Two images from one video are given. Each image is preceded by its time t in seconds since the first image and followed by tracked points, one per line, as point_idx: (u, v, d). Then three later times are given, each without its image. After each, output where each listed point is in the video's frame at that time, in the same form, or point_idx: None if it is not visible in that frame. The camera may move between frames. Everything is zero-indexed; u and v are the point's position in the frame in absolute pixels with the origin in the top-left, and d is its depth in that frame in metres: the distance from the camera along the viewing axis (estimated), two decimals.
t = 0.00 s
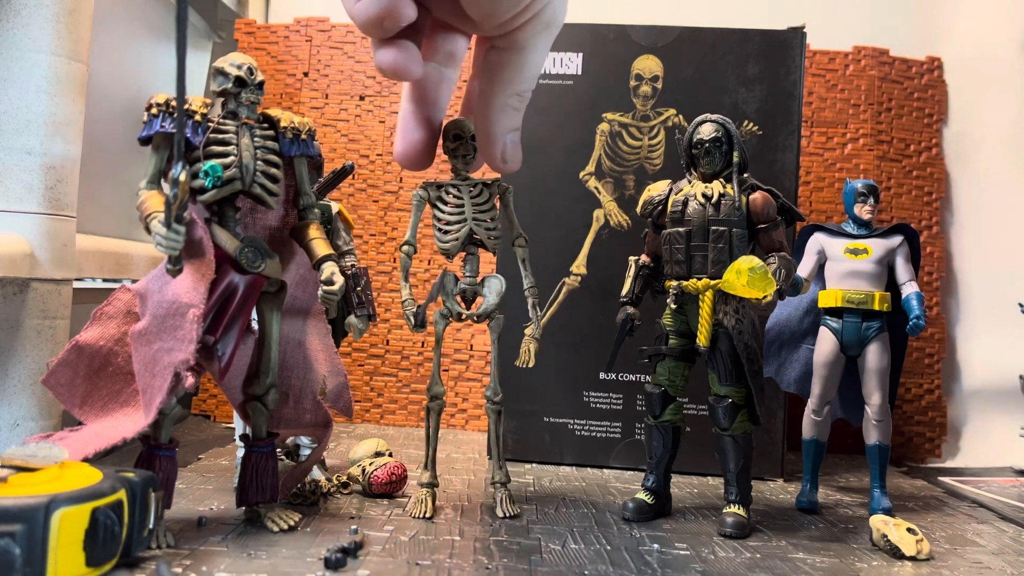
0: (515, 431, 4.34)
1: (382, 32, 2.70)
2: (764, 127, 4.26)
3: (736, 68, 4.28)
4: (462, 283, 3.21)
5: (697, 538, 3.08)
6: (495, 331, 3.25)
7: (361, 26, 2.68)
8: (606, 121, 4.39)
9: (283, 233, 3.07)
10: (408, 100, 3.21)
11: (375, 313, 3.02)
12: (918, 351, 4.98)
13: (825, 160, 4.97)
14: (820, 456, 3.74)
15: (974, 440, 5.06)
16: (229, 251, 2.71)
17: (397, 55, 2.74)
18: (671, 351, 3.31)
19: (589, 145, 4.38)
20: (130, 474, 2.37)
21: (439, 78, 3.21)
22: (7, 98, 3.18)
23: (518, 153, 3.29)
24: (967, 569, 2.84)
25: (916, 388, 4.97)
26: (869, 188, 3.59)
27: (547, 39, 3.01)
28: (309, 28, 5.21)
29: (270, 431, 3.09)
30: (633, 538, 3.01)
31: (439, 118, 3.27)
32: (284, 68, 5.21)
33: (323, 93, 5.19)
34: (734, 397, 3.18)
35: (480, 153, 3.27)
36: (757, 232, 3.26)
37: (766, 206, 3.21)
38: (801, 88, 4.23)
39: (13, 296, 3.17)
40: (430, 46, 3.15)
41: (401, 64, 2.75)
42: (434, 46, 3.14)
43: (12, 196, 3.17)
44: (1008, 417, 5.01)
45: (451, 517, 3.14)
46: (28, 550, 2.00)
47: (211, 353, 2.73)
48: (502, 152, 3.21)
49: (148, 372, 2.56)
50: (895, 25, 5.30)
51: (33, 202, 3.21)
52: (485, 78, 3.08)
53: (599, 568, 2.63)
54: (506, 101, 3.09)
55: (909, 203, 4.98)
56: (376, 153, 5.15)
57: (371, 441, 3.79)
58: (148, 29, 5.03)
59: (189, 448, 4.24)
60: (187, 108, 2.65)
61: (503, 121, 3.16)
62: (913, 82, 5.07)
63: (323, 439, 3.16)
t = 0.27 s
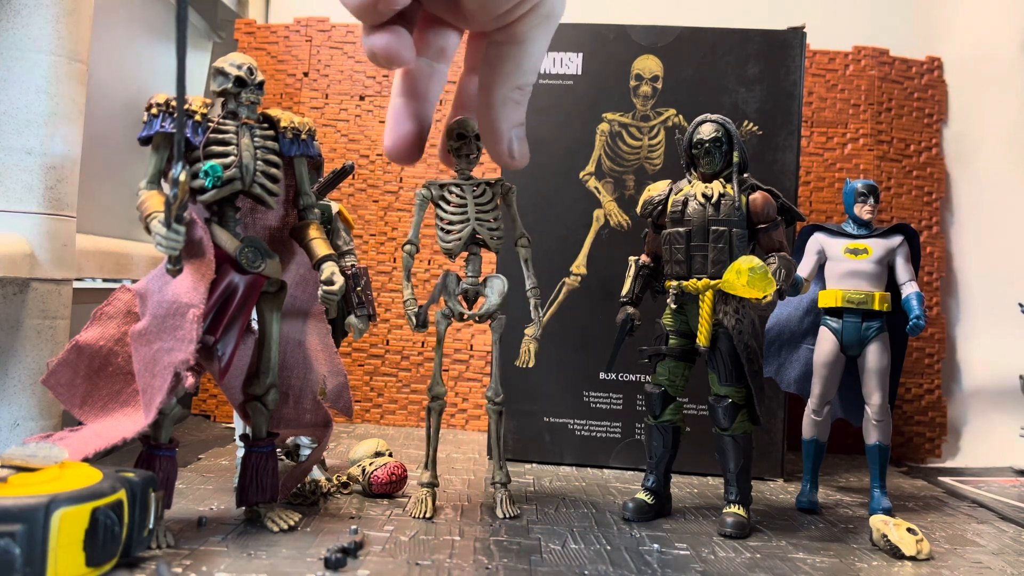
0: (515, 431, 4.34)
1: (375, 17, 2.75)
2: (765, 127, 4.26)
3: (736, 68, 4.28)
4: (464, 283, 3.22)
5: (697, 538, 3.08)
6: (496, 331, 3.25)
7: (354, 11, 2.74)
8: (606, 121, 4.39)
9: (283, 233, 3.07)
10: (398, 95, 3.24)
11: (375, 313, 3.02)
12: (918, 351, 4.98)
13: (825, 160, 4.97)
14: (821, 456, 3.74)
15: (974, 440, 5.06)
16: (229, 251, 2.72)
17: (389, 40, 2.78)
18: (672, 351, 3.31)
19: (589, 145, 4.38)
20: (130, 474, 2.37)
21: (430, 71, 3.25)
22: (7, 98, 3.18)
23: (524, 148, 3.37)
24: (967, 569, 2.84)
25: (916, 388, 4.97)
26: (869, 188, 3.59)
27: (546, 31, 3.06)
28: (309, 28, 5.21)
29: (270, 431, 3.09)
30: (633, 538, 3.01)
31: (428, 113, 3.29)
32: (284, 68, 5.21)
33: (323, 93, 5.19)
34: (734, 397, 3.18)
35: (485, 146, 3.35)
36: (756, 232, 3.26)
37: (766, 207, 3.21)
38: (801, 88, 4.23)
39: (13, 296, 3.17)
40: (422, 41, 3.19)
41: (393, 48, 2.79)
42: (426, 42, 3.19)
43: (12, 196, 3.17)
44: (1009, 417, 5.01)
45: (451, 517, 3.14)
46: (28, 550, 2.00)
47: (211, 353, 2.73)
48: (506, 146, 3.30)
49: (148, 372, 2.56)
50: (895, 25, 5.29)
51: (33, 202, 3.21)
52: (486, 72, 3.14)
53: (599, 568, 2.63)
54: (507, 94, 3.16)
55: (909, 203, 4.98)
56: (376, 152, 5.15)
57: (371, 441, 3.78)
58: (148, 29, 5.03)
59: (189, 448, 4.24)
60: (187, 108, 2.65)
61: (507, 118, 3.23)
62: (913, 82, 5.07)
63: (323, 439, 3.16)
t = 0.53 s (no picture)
0: (515, 431, 4.34)
1: None
2: (764, 127, 4.26)
3: (736, 68, 4.28)
4: (462, 283, 3.22)
5: (697, 537, 3.08)
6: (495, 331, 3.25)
7: None
8: (606, 121, 4.39)
9: (283, 233, 3.07)
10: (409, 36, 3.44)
11: (375, 313, 3.03)
12: (918, 351, 4.97)
13: (825, 160, 4.96)
14: (821, 456, 3.74)
15: (974, 440, 5.07)
16: (229, 251, 2.72)
17: None
18: (672, 351, 3.31)
19: (589, 145, 4.38)
20: (130, 474, 2.37)
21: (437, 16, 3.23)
22: (7, 99, 3.19)
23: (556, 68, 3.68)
24: (967, 569, 2.84)
25: (916, 388, 4.97)
26: (869, 188, 3.59)
27: None
28: (309, 28, 5.21)
29: (270, 431, 3.09)
30: (633, 538, 3.01)
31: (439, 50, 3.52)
32: (284, 68, 5.21)
33: (323, 93, 5.19)
34: (734, 397, 3.18)
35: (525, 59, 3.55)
36: (756, 232, 3.26)
37: (766, 207, 3.21)
38: (801, 88, 4.23)
39: (13, 296, 3.17)
40: None
41: None
42: None
43: (12, 196, 3.18)
44: (1009, 416, 5.01)
45: (451, 517, 3.14)
46: (28, 550, 2.00)
47: (211, 353, 2.73)
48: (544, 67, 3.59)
49: (148, 372, 2.56)
50: (895, 25, 5.29)
51: (33, 202, 3.21)
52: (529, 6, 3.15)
53: (599, 568, 2.63)
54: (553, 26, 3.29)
55: (909, 203, 4.98)
56: (376, 153, 5.15)
57: (371, 441, 3.78)
58: (148, 29, 5.04)
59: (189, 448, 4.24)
60: (187, 108, 2.65)
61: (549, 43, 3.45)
62: (913, 82, 5.07)
63: (323, 439, 3.16)
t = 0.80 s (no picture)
0: (515, 431, 4.34)
1: None
2: (765, 127, 4.26)
3: (736, 68, 4.28)
4: (465, 283, 3.22)
5: (697, 537, 3.08)
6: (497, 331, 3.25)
7: None
8: (606, 121, 4.39)
9: (283, 233, 3.07)
10: None
11: (375, 313, 3.03)
12: (918, 351, 4.97)
13: (825, 160, 4.96)
14: (820, 456, 3.74)
15: (974, 440, 5.07)
16: (229, 251, 2.72)
17: None
18: (672, 351, 3.30)
19: (589, 145, 4.38)
20: (130, 474, 2.37)
21: None
22: (7, 99, 3.19)
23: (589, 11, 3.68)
24: (967, 569, 2.84)
25: (916, 388, 4.97)
26: (869, 188, 3.59)
27: None
28: (309, 28, 5.20)
29: (270, 431, 3.09)
30: (633, 538, 3.01)
31: None
32: (284, 68, 5.21)
33: (323, 93, 5.19)
34: (734, 397, 3.18)
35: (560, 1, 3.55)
36: (756, 232, 3.26)
37: (765, 207, 3.21)
38: (801, 88, 4.23)
39: (13, 296, 3.17)
40: None
41: None
42: None
43: (12, 196, 3.18)
44: (1009, 417, 5.01)
45: (451, 517, 3.14)
46: (28, 550, 2.00)
47: (211, 353, 2.73)
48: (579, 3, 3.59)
49: (148, 372, 2.56)
50: (895, 25, 5.29)
51: (33, 202, 3.21)
52: None
53: (599, 568, 2.63)
54: None
55: (909, 203, 4.98)
56: (376, 153, 5.15)
57: (371, 441, 3.78)
58: (148, 29, 5.04)
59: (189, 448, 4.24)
60: (187, 108, 2.65)
61: None
62: (913, 82, 5.07)
63: (323, 439, 3.16)
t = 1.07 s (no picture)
0: (515, 431, 4.35)
1: None
2: (765, 127, 4.26)
3: (736, 68, 4.28)
4: (464, 283, 3.23)
5: (697, 537, 3.08)
6: (495, 331, 3.26)
7: None
8: (606, 121, 4.39)
9: (283, 233, 3.07)
10: None
11: (375, 313, 3.03)
12: (918, 351, 4.98)
13: (825, 160, 4.96)
14: (820, 456, 3.75)
15: (974, 440, 5.07)
16: (229, 251, 2.72)
17: None
18: (671, 351, 3.30)
19: (589, 145, 4.38)
20: (130, 474, 2.37)
21: None
22: (7, 99, 3.19)
23: None
24: (967, 569, 2.84)
25: (916, 388, 4.97)
26: (869, 188, 3.60)
27: None
28: (309, 28, 5.21)
29: (270, 431, 3.09)
30: (633, 538, 3.01)
31: None
32: (284, 68, 5.21)
33: (323, 93, 5.19)
34: (734, 397, 3.19)
35: None
36: (756, 233, 3.26)
37: (765, 207, 3.22)
38: (801, 88, 4.23)
39: (13, 296, 3.17)
40: None
41: None
42: None
43: (12, 196, 3.18)
44: (1009, 417, 5.01)
45: (451, 517, 3.15)
46: (28, 551, 2.00)
47: (211, 353, 2.73)
48: None
49: (148, 372, 2.56)
50: (895, 25, 5.29)
51: (33, 202, 3.21)
52: None
53: (599, 568, 2.63)
54: None
55: (909, 203, 4.98)
56: (376, 153, 5.15)
57: (371, 441, 3.78)
58: (148, 29, 5.03)
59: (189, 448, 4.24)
60: (188, 108, 2.65)
61: None
62: (913, 83, 5.07)
63: (323, 439, 3.16)
